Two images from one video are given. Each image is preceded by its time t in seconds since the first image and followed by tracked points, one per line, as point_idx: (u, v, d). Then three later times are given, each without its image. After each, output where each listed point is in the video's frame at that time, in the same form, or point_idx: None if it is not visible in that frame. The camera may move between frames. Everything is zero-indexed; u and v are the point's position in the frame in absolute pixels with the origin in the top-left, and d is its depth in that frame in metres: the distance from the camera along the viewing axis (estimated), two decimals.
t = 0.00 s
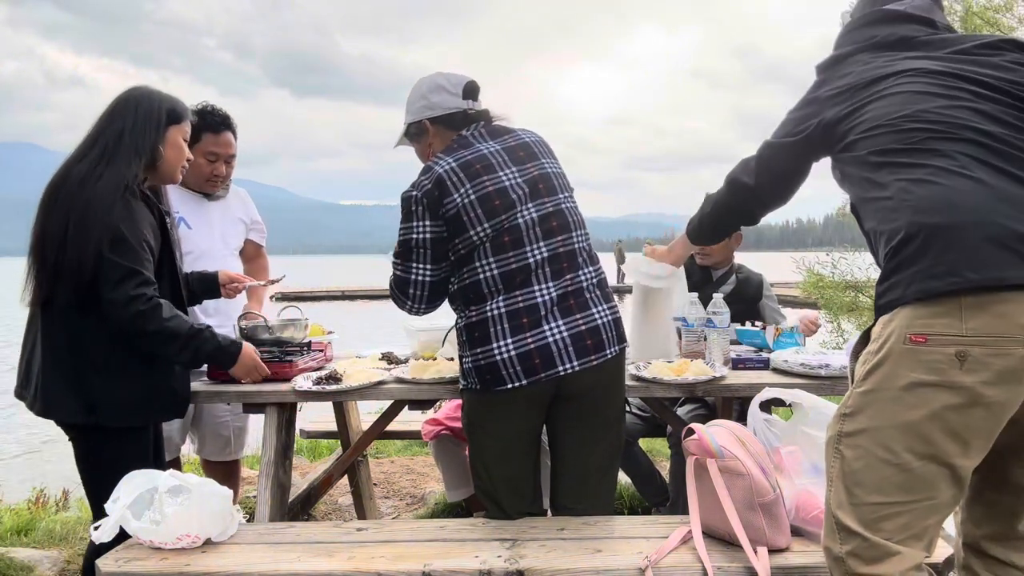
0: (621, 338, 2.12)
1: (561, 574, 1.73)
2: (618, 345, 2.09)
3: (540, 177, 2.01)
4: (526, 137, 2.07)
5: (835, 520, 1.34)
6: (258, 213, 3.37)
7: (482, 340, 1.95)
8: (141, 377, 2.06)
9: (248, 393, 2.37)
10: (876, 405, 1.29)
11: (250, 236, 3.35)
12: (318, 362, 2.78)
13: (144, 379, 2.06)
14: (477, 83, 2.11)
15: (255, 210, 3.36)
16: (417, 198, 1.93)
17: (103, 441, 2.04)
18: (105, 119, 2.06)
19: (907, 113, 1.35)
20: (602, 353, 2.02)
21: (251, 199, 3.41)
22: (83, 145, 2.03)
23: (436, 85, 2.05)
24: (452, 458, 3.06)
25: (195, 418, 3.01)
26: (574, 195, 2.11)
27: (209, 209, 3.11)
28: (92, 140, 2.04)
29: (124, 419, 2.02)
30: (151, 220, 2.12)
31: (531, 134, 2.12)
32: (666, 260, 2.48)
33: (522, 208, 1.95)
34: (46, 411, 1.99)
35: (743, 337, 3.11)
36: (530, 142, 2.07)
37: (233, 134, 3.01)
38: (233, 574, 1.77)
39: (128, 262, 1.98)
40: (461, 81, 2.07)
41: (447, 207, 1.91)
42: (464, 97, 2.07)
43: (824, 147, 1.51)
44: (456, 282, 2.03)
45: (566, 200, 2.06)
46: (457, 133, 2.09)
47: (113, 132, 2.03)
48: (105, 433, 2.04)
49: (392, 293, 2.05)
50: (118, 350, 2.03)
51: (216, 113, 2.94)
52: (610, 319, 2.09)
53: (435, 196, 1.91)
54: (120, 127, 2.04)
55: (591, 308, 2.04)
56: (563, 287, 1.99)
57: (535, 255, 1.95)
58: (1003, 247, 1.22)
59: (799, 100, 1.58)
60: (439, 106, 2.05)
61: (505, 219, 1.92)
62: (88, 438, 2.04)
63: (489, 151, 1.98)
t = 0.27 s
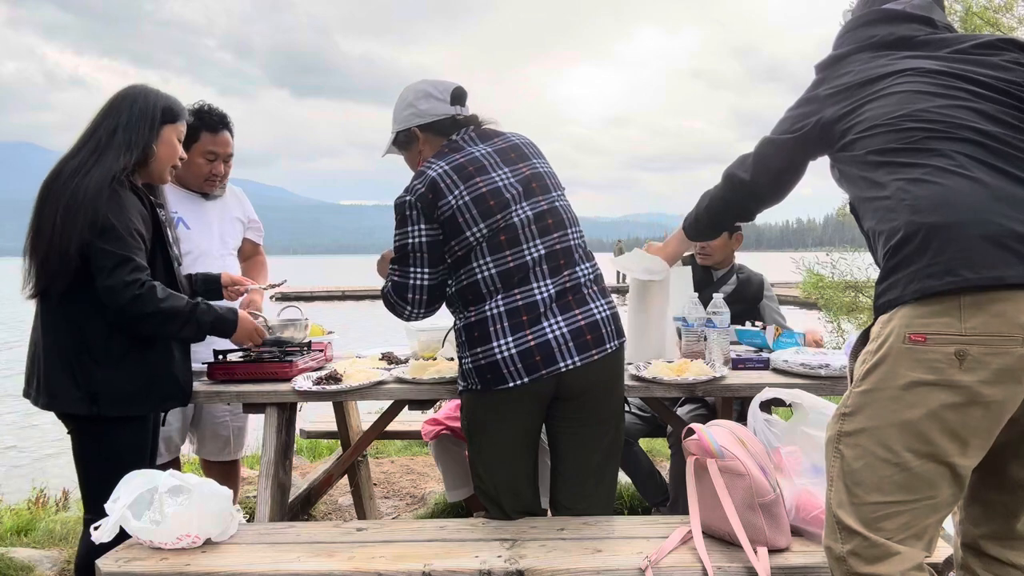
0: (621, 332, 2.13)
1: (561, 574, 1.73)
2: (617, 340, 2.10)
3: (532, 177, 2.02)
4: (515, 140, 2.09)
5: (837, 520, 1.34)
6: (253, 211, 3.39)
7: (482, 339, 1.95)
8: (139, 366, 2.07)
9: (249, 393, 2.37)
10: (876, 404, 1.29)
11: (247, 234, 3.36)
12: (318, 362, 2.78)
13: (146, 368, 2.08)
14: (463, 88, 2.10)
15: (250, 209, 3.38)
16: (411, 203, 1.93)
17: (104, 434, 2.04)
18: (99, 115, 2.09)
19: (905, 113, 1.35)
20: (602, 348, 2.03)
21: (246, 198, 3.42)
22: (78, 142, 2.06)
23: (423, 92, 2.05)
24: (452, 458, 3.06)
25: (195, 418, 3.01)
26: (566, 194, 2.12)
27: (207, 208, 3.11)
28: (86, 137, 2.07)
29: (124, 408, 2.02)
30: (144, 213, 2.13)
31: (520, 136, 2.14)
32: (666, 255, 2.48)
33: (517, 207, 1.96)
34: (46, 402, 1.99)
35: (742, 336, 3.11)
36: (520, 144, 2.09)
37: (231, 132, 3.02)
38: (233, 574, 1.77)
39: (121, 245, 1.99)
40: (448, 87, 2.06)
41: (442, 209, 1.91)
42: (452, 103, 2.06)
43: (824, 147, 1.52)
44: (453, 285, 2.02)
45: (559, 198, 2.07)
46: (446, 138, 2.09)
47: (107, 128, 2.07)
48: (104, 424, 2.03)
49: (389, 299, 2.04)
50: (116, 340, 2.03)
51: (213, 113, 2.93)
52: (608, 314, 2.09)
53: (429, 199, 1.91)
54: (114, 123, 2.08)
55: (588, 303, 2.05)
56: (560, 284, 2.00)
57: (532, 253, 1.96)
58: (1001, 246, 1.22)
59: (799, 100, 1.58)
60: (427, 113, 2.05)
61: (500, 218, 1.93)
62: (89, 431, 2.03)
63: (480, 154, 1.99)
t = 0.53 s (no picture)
0: (620, 329, 2.13)
1: (561, 574, 1.73)
2: (616, 336, 2.10)
3: (528, 176, 2.02)
4: (510, 141, 2.09)
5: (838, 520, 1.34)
6: (252, 210, 3.39)
7: (482, 338, 1.95)
8: (141, 361, 2.08)
9: (249, 393, 2.37)
10: (877, 404, 1.29)
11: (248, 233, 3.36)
12: (318, 362, 2.78)
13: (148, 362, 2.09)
14: (456, 91, 2.11)
15: (249, 207, 3.38)
16: (408, 205, 1.93)
17: (106, 431, 2.04)
18: (95, 115, 2.10)
19: (904, 113, 1.35)
20: (602, 344, 2.03)
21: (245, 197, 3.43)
22: (73, 143, 2.08)
23: (415, 97, 2.06)
24: (452, 458, 3.06)
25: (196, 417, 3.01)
26: (562, 193, 2.12)
27: (207, 206, 3.12)
28: (81, 138, 2.09)
29: (128, 402, 2.03)
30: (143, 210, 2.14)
31: (514, 138, 2.14)
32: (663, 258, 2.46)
33: (515, 206, 1.96)
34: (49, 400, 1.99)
35: (743, 336, 3.11)
36: (515, 144, 2.09)
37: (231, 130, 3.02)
38: (234, 574, 1.77)
39: (130, 236, 2.02)
40: (439, 91, 2.07)
41: (440, 210, 1.91)
42: (444, 107, 2.07)
43: (824, 147, 1.52)
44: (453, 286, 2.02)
45: (556, 197, 2.07)
46: (440, 142, 2.09)
47: (101, 129, 2.08)
48: (107, 420, 2.03)
49: (390, 304, 2.04)
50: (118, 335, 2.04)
51: (216, 112, 2.94)
52: (607, 311, 2.10)
53: (426, 201, 1.91)
54: (108, 123, 2.09)
55: (587, 300, 2.05)
56: (559, 282, 2.00)
57: (530, 251, 1.96)
58: (1001, 245, 1.22)
59: (800, 99, 1.58)
60: (419, 117, 2.05)
61: (498, 218, 1.93)
62: (92, 428, 2.03)
63: (476, 155, 1.99)
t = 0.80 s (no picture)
0: (620, 326, 2.13)
1: (561, 573, 1.73)
2: (616, 333, 2.10)
3: (525, 176, 2.02)
4: (506, 142, 2.09)
5: (838, 520, 1.34)
6: (254, 209, 3.40)
7: (482, 337, 1.95)
8: (143, 358, 2.08)
9: (249, 393, 2.37)
10: (877, 404, 1.29)
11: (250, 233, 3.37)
12: (318, 362, 2.78)
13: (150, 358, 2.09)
14: (450, 94, 2.12)
15: (251, 207, 3.39)
16: (406, 208, 1.93)
17: (109, 430, 2.04)
18: (91, 115, 2.11)
19: (905, 112, 1.35)
20: (602, 341, 2.03)
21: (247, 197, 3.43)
22: (67, 143, 2.08)
23: (410, 101, 2.06)
24: (452, 458, 3.05)
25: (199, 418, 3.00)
26: (560, 192, 2.12)
27: (210, 206, 3.12)
28: (77, 138, 2.10)
29: (130, 400, 2.04)
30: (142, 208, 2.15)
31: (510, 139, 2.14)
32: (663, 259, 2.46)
33: (512, 206, 1.96)
34: (51, 400, 1.99)
35: (743, 336, 3.11)
36: (511, 145, 2.09)
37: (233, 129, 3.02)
38: (234, 574, 1.77)
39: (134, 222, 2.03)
40: (434, 94, 2.08)
41: (438, 212, 1.91)
42: (439, 110, 2.07)
43: (824, 146, 1.52)
44: (452, 286, 2.02)
45: (553, 196, 2.08)
46: (437, 145, 2.09)
47: (96, 128, 2.09)
48: (109, 419, 2.03)
49: (390, 307, 2.04)
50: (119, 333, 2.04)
51: (219, 112, 2.93)
52: (606, 308, 2.10)
53: (424, 203, 1.91)
54: (103, 123, 2.10)
55: (586, 298, 2.05)
56: (558, 280, 2.00)
57: (529, 250, 1.96)
58: (1001, 245, 1.22)
59: (800, 99, 1.58)
60: (416, 120, 2.05)
61: (496, 218, 1.93)
62: (94, 427, 2.03)
63: (472, 156, 1.99)
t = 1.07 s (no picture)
0: (618, 323, 2.13)
1: (562, 574, 1.73)
2: (615, 331, 2.10)
3: (521, 176, 2.02)
4: (502, 143, 2.10)
5: (839, 521, 1.34)
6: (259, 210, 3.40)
7: (482, 336, 1.95)
8: (145, 353, 2.09)
9: (249, 393, 2.37)
10: (879, 404, 1.29)
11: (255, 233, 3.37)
12: (318, 362, 2.78)
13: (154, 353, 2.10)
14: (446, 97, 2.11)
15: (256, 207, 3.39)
16: (404, 210, 1.93)
17: (112, 427, 2.04)
18: (86, 116, 2.11)
19: (908, 113, 1.35)
20: (601, 338, 2.03)
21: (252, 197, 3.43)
22: (63, 143, 2.08)
23: (406, 105, 2.06)
24: (452, 458, 3.05)
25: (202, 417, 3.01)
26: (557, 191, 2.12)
27: (215, 206, 3.12)
28: (73, 137, 2.10)
29: (134, 395, 2.04)
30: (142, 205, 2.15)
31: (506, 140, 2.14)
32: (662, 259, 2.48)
33: (509, 205, 1.96)
34: (55, 398, 1.99)
35: (743, 336, 3.11)
36: (507, 146, 2.09)
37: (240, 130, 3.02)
38: (233, 574, 1.77)
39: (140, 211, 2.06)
40: (430, 98, 2.08)
41: (436, 213, 1.91)
42: (436, 114, 2.08)
43: (826, 147, 1.52)
44: (451, 287, 2.02)
45: (550, 195, 2.08)
46: (433, 148, 2.09)
47: (93, 127, 2.09)
48: (113, 415, 2.04)
49: (389, 309, 2.03)
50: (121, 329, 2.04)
51: (225, 112, 2.93)
52: (604, 306, 2.10)
53: (422, 204, 1.92)
54: (100, 122, 2.10)
55: (585, 295, 2.05)
56: (557, 278, 2.01)
57: (527, 249, 1.96)
58: (1002, 243, 1.22)
59: (801, 99, 1.58)
60: (412, 124, 2.05)
61: (494, 217, 1.93)
62: (96, 423, 2.03)
63: (468, 158, 1.99)
